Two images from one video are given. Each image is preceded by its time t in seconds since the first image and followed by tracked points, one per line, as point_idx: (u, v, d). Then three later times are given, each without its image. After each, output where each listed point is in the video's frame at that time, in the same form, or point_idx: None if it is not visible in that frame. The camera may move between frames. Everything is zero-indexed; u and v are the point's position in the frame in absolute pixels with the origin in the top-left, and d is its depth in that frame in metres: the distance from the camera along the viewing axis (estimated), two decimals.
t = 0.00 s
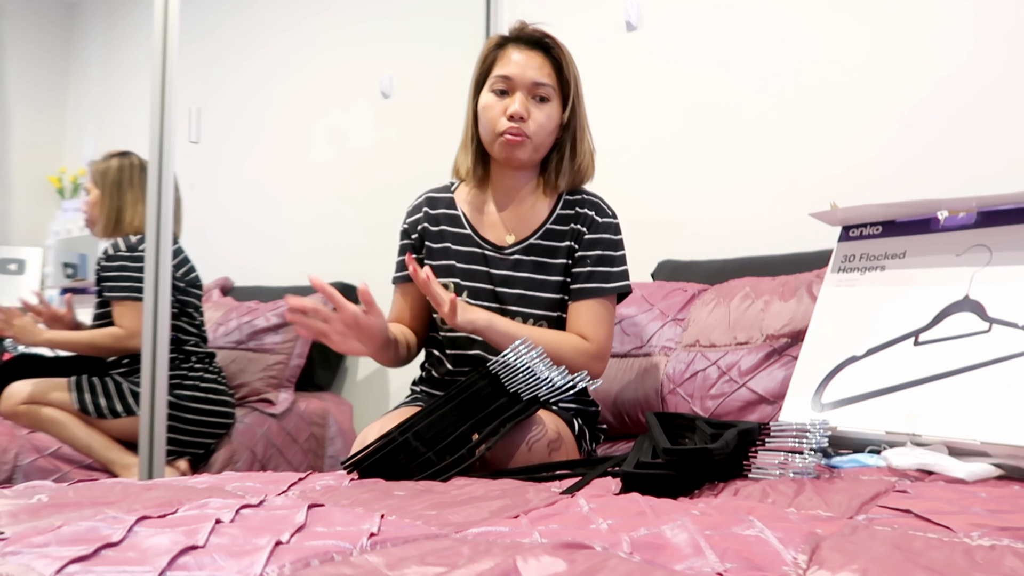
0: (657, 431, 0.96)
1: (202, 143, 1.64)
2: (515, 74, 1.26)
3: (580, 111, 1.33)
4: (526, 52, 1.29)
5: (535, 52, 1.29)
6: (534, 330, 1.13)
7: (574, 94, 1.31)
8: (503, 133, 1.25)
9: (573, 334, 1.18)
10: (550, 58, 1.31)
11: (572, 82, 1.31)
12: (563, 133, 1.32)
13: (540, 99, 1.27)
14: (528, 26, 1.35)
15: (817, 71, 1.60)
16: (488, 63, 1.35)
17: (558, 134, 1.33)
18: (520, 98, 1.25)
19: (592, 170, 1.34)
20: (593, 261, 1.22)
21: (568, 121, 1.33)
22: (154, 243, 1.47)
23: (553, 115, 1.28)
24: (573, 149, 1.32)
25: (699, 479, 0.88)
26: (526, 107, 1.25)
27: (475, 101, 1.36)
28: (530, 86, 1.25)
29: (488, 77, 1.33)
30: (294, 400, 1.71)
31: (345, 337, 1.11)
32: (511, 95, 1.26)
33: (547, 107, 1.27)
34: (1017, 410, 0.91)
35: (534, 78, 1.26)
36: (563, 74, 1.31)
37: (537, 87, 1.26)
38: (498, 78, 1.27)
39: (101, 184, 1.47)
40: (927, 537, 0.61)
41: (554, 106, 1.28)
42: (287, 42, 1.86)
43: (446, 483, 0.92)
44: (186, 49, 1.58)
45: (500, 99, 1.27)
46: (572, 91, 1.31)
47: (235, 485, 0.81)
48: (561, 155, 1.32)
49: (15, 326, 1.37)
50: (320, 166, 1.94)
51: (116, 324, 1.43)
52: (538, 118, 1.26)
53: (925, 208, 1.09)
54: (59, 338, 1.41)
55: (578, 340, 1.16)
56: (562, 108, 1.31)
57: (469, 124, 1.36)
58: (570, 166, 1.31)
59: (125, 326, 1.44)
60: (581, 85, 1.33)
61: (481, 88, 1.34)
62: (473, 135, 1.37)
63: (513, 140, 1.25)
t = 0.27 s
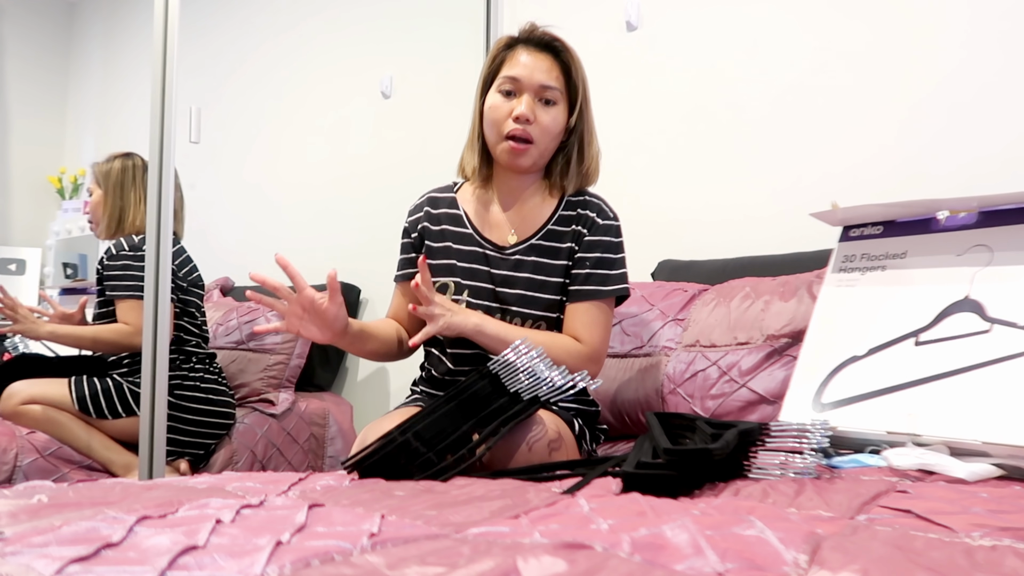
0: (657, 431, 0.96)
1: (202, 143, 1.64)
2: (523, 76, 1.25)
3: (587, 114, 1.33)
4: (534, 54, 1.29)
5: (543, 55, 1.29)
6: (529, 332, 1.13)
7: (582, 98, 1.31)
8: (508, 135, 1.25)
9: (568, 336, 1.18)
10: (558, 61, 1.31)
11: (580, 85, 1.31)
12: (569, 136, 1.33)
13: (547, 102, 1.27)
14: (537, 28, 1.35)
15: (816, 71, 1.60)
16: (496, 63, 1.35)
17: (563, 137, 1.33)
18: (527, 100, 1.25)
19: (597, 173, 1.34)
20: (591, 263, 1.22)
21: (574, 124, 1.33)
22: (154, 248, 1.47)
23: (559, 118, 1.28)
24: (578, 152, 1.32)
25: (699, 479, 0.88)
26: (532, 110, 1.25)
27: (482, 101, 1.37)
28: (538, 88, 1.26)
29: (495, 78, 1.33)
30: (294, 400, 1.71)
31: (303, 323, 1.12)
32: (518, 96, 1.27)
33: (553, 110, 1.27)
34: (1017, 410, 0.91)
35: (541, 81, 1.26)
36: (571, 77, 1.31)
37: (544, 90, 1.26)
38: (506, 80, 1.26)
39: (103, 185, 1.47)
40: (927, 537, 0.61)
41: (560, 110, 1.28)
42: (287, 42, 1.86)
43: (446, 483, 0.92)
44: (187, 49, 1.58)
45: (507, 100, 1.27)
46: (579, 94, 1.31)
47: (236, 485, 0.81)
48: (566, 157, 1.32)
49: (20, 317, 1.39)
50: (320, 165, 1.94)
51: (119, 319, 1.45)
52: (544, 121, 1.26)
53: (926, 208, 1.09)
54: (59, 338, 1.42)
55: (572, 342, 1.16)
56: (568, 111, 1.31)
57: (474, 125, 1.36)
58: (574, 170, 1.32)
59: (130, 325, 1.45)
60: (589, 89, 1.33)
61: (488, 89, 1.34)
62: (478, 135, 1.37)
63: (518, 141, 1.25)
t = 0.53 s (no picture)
0: (657, 431, 0.96)
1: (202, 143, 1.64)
2: (520, 76, 1.26)
3: (586, 113, 1.33)
4: (533, 54, 1.29)
5: (541, 54, 1.29)
6: (528, 330, 1.14)
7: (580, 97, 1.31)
8: (506, 134, 1.25)
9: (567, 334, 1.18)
10: (556, 61, 1.31)
11: (578, 84, 1.30)
12: (568, 136, 1.33)
13: (544, 101, 1.27)
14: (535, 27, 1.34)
15: (816, 71, 1.60)
16: (495, 64, 1.35)
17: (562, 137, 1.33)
18: (524, 100, 1.25)
19: (596, 172, 1.34)
20: (590, 262, 1.22)
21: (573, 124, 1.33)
22: (154, 248, 1.46)
23: (557, 117, 1.28)
24: (577, 152, 1.32)
25: (699, 479, 0.88)
26: (529, 109, 1.25)
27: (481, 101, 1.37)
28: (535, 88, 1.25)
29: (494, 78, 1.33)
30: (294, 400, 1.70)
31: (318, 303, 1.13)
32: (516, 96, 1.27)
33: (551, 110, 1.27)
34: (1017, 410, 0.91)
35: (539, 80, 1.25)
36: (569, 76, 1.31)
37: (542, 90, 1.26)
38: (504, 80, 1.26)
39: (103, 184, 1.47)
40: (927, 537, 0.61)
41: (558, 110, 1.28)
42: (287, 42, 1.86)
43: (446, 482, 0.92)
44: (186, 49, 1.58)
45: (504, 100, 1.27)
46: (578, 93, 1.31)
47: (235, 485, 0.81)
48: (565, 157, 1.32)
49: (26, 309, 1.40)
50: (320, 165, 1.94)
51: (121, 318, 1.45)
52: (542, 120, 1.26)
53: (925, 208, 1.09)
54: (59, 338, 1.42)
55: (570, 340, 1.16)
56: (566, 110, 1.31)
57: (474, 125, 1.36)
58: (573, 170, 1.31)
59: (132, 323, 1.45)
60: (587, 88, 1.32)
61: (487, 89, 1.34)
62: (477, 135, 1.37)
63: (516, 141, 1.25)
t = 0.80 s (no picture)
0: (657, 431, 0.96)
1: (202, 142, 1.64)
2: (517, 74, 1.26)
3: (583, 112, 1.33)
4: (529, 52, 1.29)
5: (538, 53, 1.29)
6: (528, 330, 1.14)
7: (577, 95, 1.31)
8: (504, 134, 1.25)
9: (566, 334, 1.18)
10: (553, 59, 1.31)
11: (576, 82, 1.30)
12: (566, 134, 1.32)
13: (542, 100, 1.27)
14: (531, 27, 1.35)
15: (816, 71, 1.60)
16: (492, 64, 1.35)
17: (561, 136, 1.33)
18: (522, 99, 1.25)
19: (595, 171, 1.34)
20: (589, 262, 1.22)
21: (571, 123, 1.32)
22: (154, 246, 1.47)
23: (556, 116, 1.28)
24: (576, 151, 1.32)
25: (699, 479, 0.88)
26: (527, 108, 1.25)
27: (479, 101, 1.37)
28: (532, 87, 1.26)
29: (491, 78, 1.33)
30: (294, 400, 1.70)
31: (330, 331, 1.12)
32: (514, 96, 1.27)
33: (549, 108, 1.27)
34: (1017, 410, 0.91)
35: (536, 79, 1.26)
36: (566, 75, 1.31)
37: (539, 88, 1.26)
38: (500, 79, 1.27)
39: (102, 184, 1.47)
40: (927, 537, 0.61)
41: (556, 107, 1.28)
42: (287, 42, 1.86)
43: (446, 482, 0.92)
44: (186, 49, 1.58)
45: (502, 99, 1.27)
46: (575, 91, 1.31)
47: (235, 485, 0.81)
48: (563, 156, 1.32)
49: (27, 331, 1.39)
50: (320, 165, 1.94)
51: (122, 321, 1.45)
52: (540, 119, 1.26)
53: (925, 208, 1.09)
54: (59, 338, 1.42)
55: (569, 340, 1.16)
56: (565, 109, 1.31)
57: (472, 125, 1.36)
58: (572, 169, 1.31)
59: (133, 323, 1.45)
60: (584, 86, 1.33)
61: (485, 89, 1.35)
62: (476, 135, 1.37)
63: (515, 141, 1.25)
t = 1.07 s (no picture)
0: (657, 432, 0.96)
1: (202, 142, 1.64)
2: (517, 73, 1.26)
3: (581, 111, 1.33)
4: (528, 51, 1.29)
5: (537, 53, 1.30)
6: (528, 330, 1.14)
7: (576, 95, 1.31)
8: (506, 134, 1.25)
9: (566, 334, 1.18)
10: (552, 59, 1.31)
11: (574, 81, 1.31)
12: (565, 133, 1.33)
13: (542, 99, 1.27)
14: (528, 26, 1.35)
15: (816, 71, 1.60)
16: (489, 63, 1.35)
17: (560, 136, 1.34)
18: (523, 99, 1.25)
19: (593, 169, 1.35)
20: (588, 261, 1.22)
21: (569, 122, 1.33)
22: (154, 246, 1.46)
23: (555, 116, 1.28)
24: (574, 150, 1.32)
25: (699, 479, 0.88)
26: (529, 107, 1.25)
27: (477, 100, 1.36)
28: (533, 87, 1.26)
29: (489, 77, 1.33)
30: (294, 400, 1.70)
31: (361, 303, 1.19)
32: (514, 95, 1.27)
33: (549, 108, 1.27)
34: (1017, 410, 0.91)
35: (536, 78, 1.26)
36: (565, 75, 1.31)
37: (540, 88, 1.26)
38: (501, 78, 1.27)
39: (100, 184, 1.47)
40: (927, 537, 0.61)
41: (556, 106, 1.29)
42: (287, 42, 1.86)
43: (446, 482, 0.92)
44: (186, 48, 1.58)
45: (503, 99, 1.27)
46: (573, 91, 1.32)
47: (235, 485, 0.81)
48: (562, 155, 1.33)
49: (37, 316, 1.40)
50: (320, 165, 1.94)
51: (123, 320, 1.44)
52: (541, 118, 1.26)
53: (925, 208, 1.09)
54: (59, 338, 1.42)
55: (569, 338, 1.16)
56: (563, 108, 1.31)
57: (470, 125, 1.36)
58: (572, 168, 1.32)
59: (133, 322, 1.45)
60: (582, 85, 1.33)
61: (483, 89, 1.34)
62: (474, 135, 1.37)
63: (516, 140, 1.25)
